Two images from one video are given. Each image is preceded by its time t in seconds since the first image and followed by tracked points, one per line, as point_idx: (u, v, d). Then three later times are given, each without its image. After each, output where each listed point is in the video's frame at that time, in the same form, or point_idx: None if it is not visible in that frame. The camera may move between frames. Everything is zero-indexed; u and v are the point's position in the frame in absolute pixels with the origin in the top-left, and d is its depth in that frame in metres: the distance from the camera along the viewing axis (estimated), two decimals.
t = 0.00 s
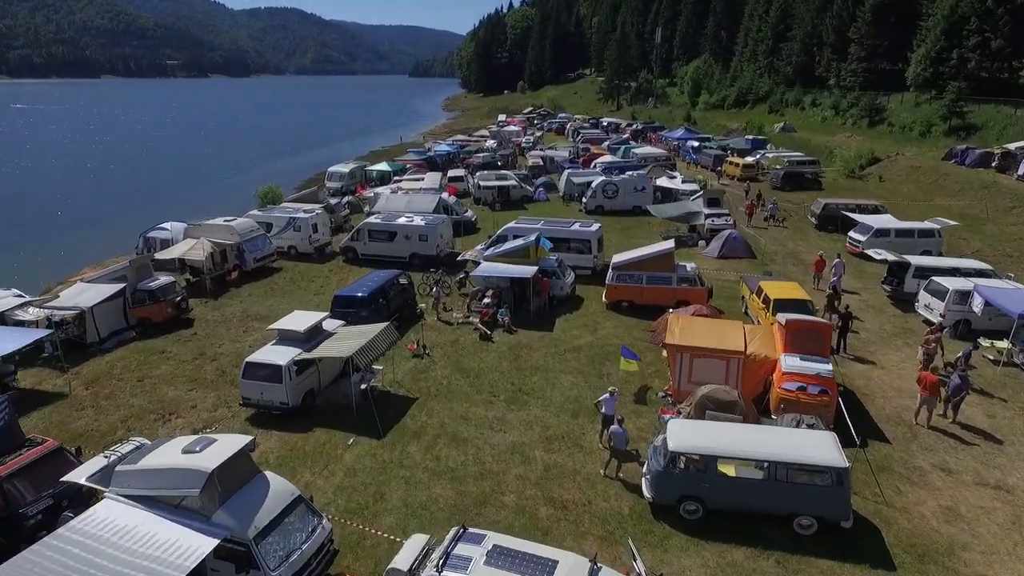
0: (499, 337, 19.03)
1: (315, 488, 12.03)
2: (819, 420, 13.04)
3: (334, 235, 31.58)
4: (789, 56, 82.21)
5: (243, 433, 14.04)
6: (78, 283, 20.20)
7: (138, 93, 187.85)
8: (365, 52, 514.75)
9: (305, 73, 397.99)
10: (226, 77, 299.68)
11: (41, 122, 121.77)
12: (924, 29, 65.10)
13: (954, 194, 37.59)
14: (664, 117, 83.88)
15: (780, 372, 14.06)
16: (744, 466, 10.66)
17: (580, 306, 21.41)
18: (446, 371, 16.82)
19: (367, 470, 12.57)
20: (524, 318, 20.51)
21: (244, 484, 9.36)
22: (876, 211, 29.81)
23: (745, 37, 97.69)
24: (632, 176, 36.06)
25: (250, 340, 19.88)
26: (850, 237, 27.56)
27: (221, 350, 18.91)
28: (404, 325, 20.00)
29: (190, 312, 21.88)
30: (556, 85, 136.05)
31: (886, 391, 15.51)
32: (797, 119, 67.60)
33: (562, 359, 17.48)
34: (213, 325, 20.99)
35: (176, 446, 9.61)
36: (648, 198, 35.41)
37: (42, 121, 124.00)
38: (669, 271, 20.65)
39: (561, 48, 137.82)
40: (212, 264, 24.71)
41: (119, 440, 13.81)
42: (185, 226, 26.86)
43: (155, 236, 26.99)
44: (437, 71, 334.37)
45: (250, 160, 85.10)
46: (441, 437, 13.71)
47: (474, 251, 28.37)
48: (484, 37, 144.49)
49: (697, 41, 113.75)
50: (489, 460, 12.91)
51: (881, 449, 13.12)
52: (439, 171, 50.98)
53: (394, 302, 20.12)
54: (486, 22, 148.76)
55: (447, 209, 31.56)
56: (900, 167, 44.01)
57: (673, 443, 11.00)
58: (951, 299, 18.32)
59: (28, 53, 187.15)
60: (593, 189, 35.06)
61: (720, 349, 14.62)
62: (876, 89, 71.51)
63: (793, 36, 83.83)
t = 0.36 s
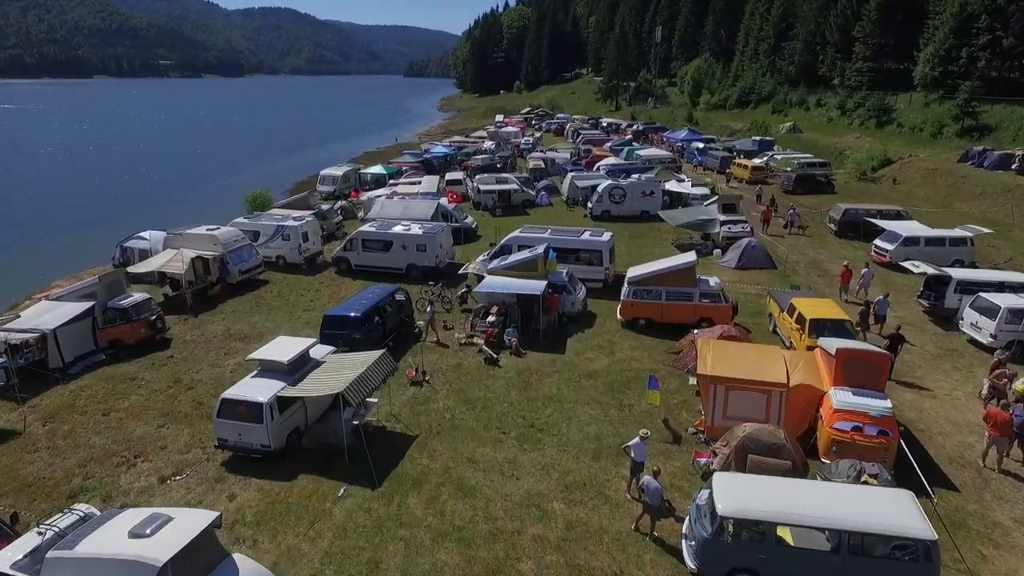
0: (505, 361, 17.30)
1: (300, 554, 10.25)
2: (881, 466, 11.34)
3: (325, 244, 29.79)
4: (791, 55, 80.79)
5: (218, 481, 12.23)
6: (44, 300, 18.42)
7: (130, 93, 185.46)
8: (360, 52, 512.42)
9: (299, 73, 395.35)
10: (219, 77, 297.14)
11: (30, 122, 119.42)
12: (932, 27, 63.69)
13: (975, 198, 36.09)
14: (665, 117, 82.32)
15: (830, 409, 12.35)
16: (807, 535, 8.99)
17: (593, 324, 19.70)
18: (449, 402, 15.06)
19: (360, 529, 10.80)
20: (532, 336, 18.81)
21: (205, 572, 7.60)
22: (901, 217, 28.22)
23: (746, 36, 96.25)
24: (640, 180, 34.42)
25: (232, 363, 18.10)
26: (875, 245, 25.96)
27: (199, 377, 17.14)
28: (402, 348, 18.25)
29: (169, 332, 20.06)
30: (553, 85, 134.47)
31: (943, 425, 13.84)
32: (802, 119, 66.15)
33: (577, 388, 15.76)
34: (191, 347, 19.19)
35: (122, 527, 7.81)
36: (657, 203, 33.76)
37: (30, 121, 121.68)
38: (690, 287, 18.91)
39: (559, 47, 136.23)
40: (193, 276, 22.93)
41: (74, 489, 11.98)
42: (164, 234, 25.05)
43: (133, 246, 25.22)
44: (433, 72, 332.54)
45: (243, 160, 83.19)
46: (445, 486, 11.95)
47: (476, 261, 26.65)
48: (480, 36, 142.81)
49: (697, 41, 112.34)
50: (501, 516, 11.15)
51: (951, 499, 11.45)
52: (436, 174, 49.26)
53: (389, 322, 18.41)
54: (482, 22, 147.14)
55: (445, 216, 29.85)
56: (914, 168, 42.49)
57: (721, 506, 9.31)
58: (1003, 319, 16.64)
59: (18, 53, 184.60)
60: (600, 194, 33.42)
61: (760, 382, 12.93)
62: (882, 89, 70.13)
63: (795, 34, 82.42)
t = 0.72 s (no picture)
0: (516, 389, 15.62)
1: None
2: (968, 531, 9.64)
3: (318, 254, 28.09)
4: (796, 54, 79.24)
5: (189, 544, 10.48)
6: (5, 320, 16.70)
7: (124, 92, 183.52)
8: (356, 52, 510.12)
9: (296, 73, 393.36)
10: (215, 77, 295.10)
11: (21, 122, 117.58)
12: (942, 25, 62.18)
13: (999, 203, 34.52)
14: (667, 117, 80.79)
15: (898, 456, 10.65)
16: None
17: (610, 344, 18.03)
18: (455, 441, 13.35)
19: None
20: (544, 360, 17.15)
21: None
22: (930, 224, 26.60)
23: (748, 35, 94.70)
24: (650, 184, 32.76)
25: (212, 392, 16.30)
26: (906, 255, 24.30)
27: (174, 407, 15.35)
28: (401, 374, 16.53)
29: (145, 353, 18.32)
30: (552, 85, 132.93)
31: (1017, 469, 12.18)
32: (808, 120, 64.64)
33: (598, 422, 14.06)
34: (169, 371, 17.44)
35: None
36: (669, 207, 32.08)
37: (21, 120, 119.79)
38: (718, 305, 17.21)
39: (557, 46, 134.64)
40: (173, 290, 21.42)
41: (18, 555, 10.21)
42: (144, 244, 23.30)
43: (111, 257, 23.45)
44: (429, 71, 331.20)
45: (238, 160, 81.50)
46: (453, 551, 10.24)
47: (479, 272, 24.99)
48: (477, 35, 141.05)
49: (698, 40, 110.85)
50: None
51: None
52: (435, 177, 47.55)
53: (387, 344, 16.74)
54: (479, 21, 145.64)
55: (447, 223, 28.18)
56: (931, 170, 40.92)
57: None
58: None
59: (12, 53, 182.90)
60: (608, 199, 31.79)
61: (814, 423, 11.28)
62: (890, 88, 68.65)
63: (799, 33, 80.93)
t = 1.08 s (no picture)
0: (530, 424, 13.94)
1: None
2: None
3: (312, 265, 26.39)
4: (803, 53, 77.65)
5: None
6: None
7: (121, 92, 181.65)
8: (355, 51, 508.18)
9: (294, 73, 391.70)
10: (213, 77, 293.24)
11: (15, 122, 115.99)
12: (955, 24, 60.58)
13: None
14: (671, 118, 79.29)
15: (994, 524, 8.95)
16: None
17: (631, 370, 16.35)
18: (464, 493, 11.66)
19: None
20: (560, 388, 15.48)
21: None
22: (966, 231, 24.87)
23: (753, 34, 93.02)
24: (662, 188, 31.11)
25: (189, 428, 14.53)
26: (943, 266, 22.64)
27: (145, 447, 13.62)
28: (402, 409, 14.85)
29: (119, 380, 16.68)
30: (552, 85, 131.33)
31: None
32: (818, 120, 63.02)
33: (625, 467, 12.41)
34: (145, 401, 15.77)
35: None
36: (683, 214, 30.42)
37: (15, 121, 118.09)
38: (753, 327, 15.48)
39: (558, 46, 133.00)
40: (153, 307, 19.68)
41: None
42: (124, 256, 21.58)
43: (88, 268, 21.74)
44: (428, 71, 329.50)
45: (233, 161, 79.82)
46: None
47: (485, 285, 23.32)
48: (477, 35, 139.34)
49: (702, 39, 109.26)
50: None
51: None
52: (436, 180, 45.88)
53: (385, 372, 15.08)
54: (479, 20, 143.97)
55: (449, 232, 26.51)
56: (952, 173, 39.26)
57: None
58: None
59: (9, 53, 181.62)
60: (619, 204, 30.12)
61: (888, 480, 9.61)
62: (900, 88, 67.06)
63: (806, 32, 79.27)
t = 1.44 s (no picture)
0: (548, 470, 12.27)
1: None
2: None
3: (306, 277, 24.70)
4: (811, 53, 76.05)
5: None
6: None
7: (119, 91, 180.32)
8: (354, 50, 506.53)
9: (293, 73, 390.08)
10: (212, 77, 291.77)
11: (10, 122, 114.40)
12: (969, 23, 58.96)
13: None
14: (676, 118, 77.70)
15: None
16: None
17: (657, 403, 14.68)
18: (474, 562, 9.97)
19: None
20: (579, 423, 13.80)
21: None
22: (1006, 240, 23.19)
23: (759, 33, 91.37)
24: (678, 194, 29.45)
25: (160, 472, 12.77)
26: (985, 281, 20.96)
27: (108, 498, 11.88)
28: (402, 451, 13.16)
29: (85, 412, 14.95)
30: (554, 85, 129.71)
31: None
32: (829, 121, 61.40)
33: (661, 526, 10.73)
34: (114, 437, 14.05)
35: None
36: (699, 221, 28.73)
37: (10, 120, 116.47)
38: (796, 356, 13.79)
39: (559, 46, 131.42)
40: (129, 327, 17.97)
41: None
42: (101, 269, 19.84)
43: (62, 282, 20.04)
44: (428, 71, 327.96)
45: (230, 161, 78.24)
46: None
47: (491, 300, 21.63)
48: (477, 35, 137.79)
49: (706, 39, 107.69)
50: None
51: None
52: (437, 184, 44.23)
53: (383, 407, 13.39)
54: (479, 19, 142.38)
55: (453, 242, 24.89)
56: (977, 176, 37.54)
57: None
58: None
59: (8, 53, 180.32)
60: (632, 211, 28.47)
61: (992, 564, 7.92)
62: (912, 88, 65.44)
63: (815, 31, 77.62)
